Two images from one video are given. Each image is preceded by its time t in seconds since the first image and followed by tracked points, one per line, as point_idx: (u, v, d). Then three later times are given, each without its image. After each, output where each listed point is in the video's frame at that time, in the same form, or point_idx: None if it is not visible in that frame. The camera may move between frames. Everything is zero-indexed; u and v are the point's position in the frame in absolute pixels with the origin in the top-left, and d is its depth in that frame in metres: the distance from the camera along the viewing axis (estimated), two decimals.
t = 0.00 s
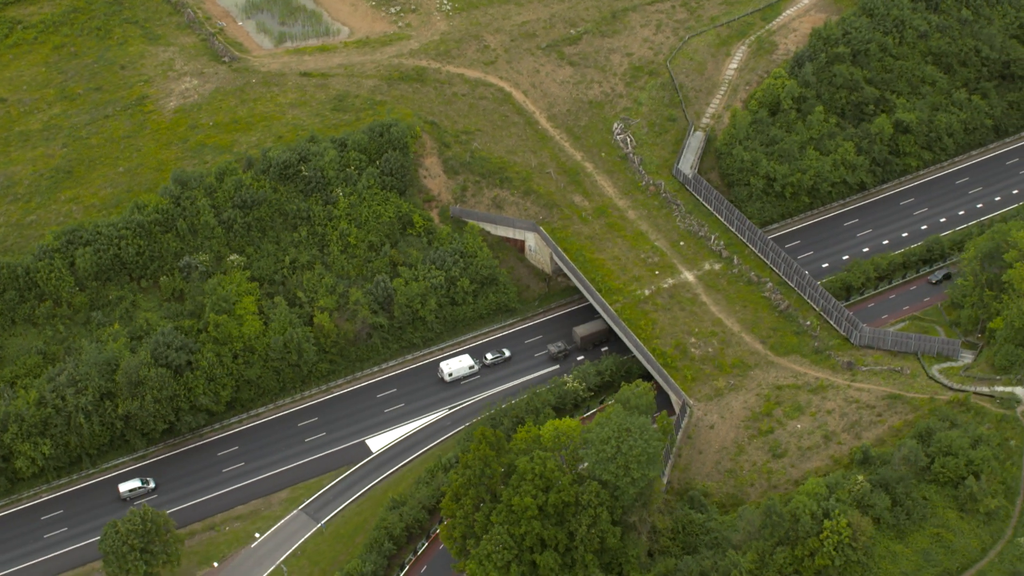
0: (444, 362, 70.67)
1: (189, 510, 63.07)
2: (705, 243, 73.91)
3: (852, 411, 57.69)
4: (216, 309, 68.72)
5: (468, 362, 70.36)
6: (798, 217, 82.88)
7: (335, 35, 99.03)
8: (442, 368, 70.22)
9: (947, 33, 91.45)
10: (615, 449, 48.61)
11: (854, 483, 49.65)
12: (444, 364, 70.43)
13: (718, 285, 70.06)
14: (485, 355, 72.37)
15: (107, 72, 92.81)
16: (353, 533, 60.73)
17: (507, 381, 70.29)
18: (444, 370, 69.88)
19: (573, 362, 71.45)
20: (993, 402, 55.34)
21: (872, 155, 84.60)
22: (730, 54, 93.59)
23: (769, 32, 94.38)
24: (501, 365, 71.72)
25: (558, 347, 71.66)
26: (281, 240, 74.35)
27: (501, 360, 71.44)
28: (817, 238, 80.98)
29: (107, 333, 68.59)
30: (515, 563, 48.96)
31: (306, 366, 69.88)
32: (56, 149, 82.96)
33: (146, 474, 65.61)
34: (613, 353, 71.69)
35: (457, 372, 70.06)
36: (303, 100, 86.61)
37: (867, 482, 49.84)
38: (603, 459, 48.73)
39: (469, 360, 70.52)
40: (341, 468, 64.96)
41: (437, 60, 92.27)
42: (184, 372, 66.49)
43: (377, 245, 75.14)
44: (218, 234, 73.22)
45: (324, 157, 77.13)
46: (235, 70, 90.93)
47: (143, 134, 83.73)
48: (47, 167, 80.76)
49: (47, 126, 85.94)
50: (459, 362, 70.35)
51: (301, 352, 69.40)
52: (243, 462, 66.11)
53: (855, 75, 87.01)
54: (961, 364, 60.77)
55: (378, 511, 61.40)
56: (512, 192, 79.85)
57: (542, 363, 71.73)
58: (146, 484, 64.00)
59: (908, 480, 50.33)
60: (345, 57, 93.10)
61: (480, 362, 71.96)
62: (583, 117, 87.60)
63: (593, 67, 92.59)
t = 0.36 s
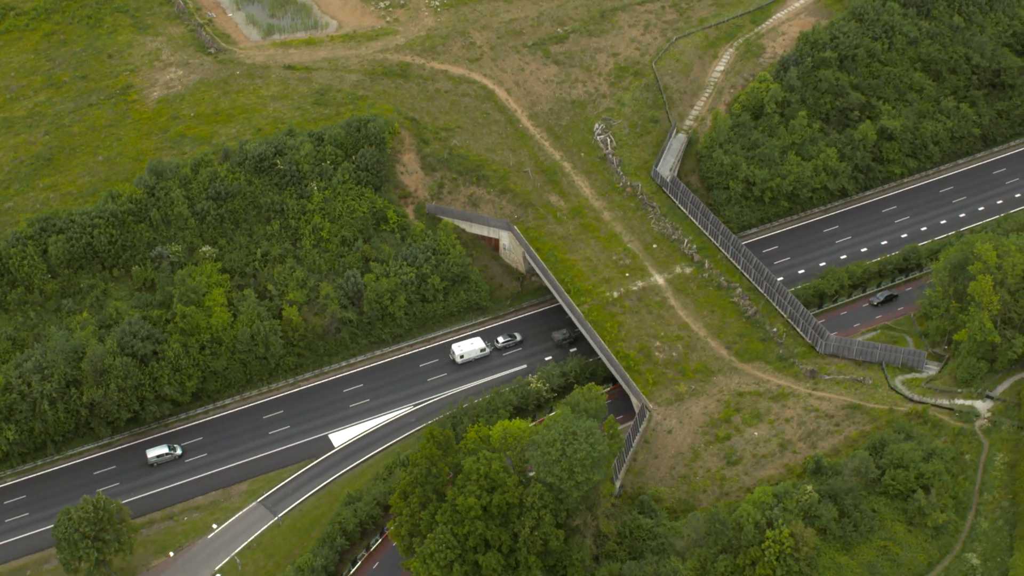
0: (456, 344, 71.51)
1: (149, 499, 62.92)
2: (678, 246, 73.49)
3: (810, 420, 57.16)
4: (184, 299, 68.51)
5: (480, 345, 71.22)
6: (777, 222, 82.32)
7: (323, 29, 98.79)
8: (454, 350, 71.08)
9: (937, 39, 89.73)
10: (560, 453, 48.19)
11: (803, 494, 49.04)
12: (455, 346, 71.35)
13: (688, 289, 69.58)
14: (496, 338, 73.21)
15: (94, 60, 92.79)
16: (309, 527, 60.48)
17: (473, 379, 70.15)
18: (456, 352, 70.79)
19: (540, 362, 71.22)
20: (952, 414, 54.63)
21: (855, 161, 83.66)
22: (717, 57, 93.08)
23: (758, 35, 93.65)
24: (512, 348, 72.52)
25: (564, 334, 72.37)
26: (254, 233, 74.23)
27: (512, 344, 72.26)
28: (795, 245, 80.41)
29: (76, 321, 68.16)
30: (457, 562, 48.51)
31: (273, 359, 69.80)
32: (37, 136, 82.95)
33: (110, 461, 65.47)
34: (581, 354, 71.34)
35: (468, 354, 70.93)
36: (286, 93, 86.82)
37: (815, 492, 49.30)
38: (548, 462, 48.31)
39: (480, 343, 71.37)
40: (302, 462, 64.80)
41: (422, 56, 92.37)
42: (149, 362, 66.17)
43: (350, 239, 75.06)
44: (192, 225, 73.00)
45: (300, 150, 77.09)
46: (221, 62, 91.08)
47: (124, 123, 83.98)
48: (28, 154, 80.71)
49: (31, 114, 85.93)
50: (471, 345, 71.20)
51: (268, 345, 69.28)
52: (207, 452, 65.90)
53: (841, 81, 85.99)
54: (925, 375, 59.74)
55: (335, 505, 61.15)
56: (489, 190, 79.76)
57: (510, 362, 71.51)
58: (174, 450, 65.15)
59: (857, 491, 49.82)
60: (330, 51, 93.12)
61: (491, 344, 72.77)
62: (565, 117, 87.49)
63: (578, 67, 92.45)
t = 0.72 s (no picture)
0: (475, 329, 72.10)
1: (117, 488, 63.06)
2: (656, 250, 73.01)
3: (773, 429, 56.67)
4: (159, 289, 68.70)
5: (498, 330, 71.77)
6: (762, 228, 81.73)
7: (317, 24, 99.10)
8: (472, 335, 71.68)
9: (933, 47, 87.97)
10: (509, 456, 48.06)
11: (755, 503, 48.51)
12: (474, 330, 71.95)
13: (663, 294, 69.08)
14: (514, 324, 73.65)
15: (88, 50, 93.39)
16: (272, 520, 60.44)
17: (446, 379, 70.13)
18: (474, 337, 71.37)
19: (513, 363, 70.83)
20: (915, 428, 53.75)
21: (842, 168, 82.56)
22: (709, 60, 92.28)
23: (752, 39, 92.83)
24: (531, 335, 72.91)
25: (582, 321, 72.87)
26: (233, 226, 74.40)
27: (531, 330, 72.62)
28: (778, 251, 79.81)
29: (52, 309, 68.32)
30: (405, 561, 48.44)
31: (246, 352, 69.87)
32: (27, 124, 83.87)
33: (81, 449, 65.66)
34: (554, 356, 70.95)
35: (486, 339, 71.51)
36: (274, 87, 87.27)
37: (768, 502, 48.86)
38: (499, 464, 48.22)
39: (499, 328, 71.93)
40: (270, 455, 64.80)
41: (413, 53, 92.68)
42: (122, 352, 66.49)
43: (329, 235, 75.16)
44: (171, 216, 73.38)
45: (281, 145, 77.35)
46: (212, 54, 91.62)
47: (113, 113, 84.79)
48: (15, 142, 81.72)
49: (22, 102, 86.84)
50: (489, 330, 71.78)
51: (241, 338, 69.46)
52: (176, 442, 65.86)
53: (832, 87, 84.95)
54: (894, 388, 58.73)
55: (299, 498, 61.22)
56: (470, 188, 79.74)
57: (483, 362, 71.23)
58: (207, 422, 66.38)
59: (810, 502, 49.37)
60: (321, 46, 93.45)
61: (510, 330, 73.25)
62: (552, 117, 87.28)
63: (568, 67, 92.22)
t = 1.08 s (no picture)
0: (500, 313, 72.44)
1: (92, 473, 63.48)
2: (640, 252, 72.49)
3: (740, 436, 56.22)
4: (142, 277, 69.32)
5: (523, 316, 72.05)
6: (752, 233, 80.56)
7: (319, 17, 99.26)
8: (497, 319, 72.05)
9: (935, 54, 85.92)
10: (465, 455, 48.10)
11: (712, 510, 48.03)
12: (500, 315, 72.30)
13: (643, 296, 68.55)
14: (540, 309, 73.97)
15: (89, 38, 94.40)
16: (241, 510, 60.49)
17: (425, 374, 70.36)
18: (499, 322, 71.77)
19: (491, 361, 70.96)
20: (882, 440, 53.16)
21: (836, 174, 81.08)
22: (708, 61, 91.22)
23: (752, 41, 91.46)
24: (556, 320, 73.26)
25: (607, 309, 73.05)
26: (218, 217, 74.98)
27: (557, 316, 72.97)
28: (767, 257, 78.54)
29: (36, 295, 69.28)
30: (360, 556, 48.41)
31: (226, 342, 70.26)
32: (24, 110, 85.66)
33: (59, 434, 66.26)
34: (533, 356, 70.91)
35: (511, 324, 71.86)
36: (268, 79, 87.91)
37: (724, 510, 48.41)
38: (455, 463, 48.23)
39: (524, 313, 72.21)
40: (244, 445, 65.01)
41: (410, 48, 92.74)
42: (103, 339, 67.07)
43: (314, 228, 75.44)
44: (158, 205, 74.19)
45: (270, 137, 77.81)
46: (211, 45, 92.32)
47: (109, 102, 86.03)
48: (11, 128, 83.50)
49: (21, 88, 88.40)
50: (514, 315, 72.08)
51: (222, 328, 69.88)
52: (153, 430, 66.35)
53: (829, 92, 83.58)
54: (866, 398, 58.18)
55: (269, 488, 61.39)
56: (458, 185, 79.73)
57: (462, 359, 71.44)
58: (244, 394, 67.72)
59: (768, 511, 48.94)
60: (319, 39, 93.80)
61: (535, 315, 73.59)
62: (545, 115, 86.77)
63: (565, 66, 91.68)
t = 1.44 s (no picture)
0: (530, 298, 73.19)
1: (73, 453, 64.58)
2: (627, 251, 71.81)
3: (710, 439, 55.87)
4: (130, 262, 70.48)
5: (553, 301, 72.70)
6: (745, 234, 79.62)
7: (323, 6, 97.80)
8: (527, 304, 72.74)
9: (942, 58, 84.23)
10: (424, 449, 48.18)
11: (670, 512, 48.06)
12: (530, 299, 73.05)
13: (626, 296, 68.04)
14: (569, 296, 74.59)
15: (98, 22, 95.74)
16: (215, 495, 61.26)
17: (408, 366, 70.48)
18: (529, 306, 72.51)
19: (474, 355, 70.86)
20: (851, 448, 52.93)
21: (833, 178, 79.85)
22: (711, 60, 89.85)
23: (757, 40, 90.01)
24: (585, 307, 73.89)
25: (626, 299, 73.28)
26: (210, 204, 75.94)
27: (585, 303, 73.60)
28: (759, 259, 77.65)
29: (26, 275, 70.78)
30: (319, 546, 48.69)
31: (212, 329, 71.17)
32: (28, 93, 87.79)
33: (45, 413, 67.54)
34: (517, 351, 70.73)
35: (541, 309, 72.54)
36: (269, 68, 88.70)
37: (682, 513, 48.20)
38: (414, 457, 48.24)
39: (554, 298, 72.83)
40: (223, 431, 65.65)
41: (412, 40, 92.75)
42: (89, 321, 68.36)
43: (305, 218, 76.01)
44: (151, 191, 75.43)
45: (264, 126, 78.56)
46: (215, 33, 93.12)
47: (111, 87, 87.59)
48: (14, 110, 85.68)
49: (27, 72, 90.38)
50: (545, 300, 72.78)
51: (208, 315, 70.78)
52: (136, 413, 67.31)
53: (830, 95, 82.33)
54: (842, 406, 57.38)
55: (244, 474, 61.97)
56: (451, 178, 79.70)
57: (446, 352, 71.42)
58: (286, 366, 69.52)
59: (727, 516, 48.65)
60: (323, 28, 94.17)
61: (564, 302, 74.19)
62: (543, 111, 86.24)
63: (567, 61, 90.95)
